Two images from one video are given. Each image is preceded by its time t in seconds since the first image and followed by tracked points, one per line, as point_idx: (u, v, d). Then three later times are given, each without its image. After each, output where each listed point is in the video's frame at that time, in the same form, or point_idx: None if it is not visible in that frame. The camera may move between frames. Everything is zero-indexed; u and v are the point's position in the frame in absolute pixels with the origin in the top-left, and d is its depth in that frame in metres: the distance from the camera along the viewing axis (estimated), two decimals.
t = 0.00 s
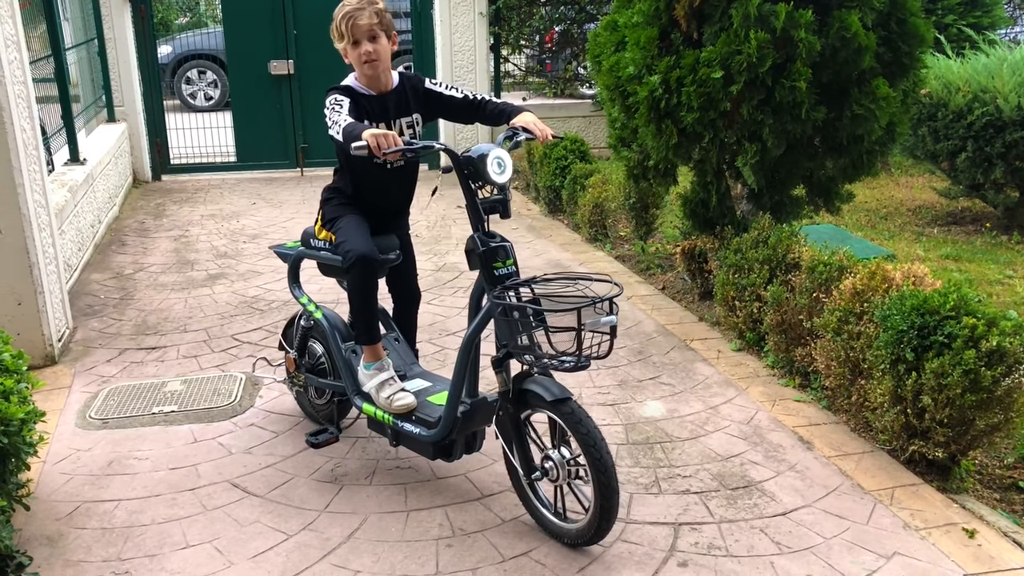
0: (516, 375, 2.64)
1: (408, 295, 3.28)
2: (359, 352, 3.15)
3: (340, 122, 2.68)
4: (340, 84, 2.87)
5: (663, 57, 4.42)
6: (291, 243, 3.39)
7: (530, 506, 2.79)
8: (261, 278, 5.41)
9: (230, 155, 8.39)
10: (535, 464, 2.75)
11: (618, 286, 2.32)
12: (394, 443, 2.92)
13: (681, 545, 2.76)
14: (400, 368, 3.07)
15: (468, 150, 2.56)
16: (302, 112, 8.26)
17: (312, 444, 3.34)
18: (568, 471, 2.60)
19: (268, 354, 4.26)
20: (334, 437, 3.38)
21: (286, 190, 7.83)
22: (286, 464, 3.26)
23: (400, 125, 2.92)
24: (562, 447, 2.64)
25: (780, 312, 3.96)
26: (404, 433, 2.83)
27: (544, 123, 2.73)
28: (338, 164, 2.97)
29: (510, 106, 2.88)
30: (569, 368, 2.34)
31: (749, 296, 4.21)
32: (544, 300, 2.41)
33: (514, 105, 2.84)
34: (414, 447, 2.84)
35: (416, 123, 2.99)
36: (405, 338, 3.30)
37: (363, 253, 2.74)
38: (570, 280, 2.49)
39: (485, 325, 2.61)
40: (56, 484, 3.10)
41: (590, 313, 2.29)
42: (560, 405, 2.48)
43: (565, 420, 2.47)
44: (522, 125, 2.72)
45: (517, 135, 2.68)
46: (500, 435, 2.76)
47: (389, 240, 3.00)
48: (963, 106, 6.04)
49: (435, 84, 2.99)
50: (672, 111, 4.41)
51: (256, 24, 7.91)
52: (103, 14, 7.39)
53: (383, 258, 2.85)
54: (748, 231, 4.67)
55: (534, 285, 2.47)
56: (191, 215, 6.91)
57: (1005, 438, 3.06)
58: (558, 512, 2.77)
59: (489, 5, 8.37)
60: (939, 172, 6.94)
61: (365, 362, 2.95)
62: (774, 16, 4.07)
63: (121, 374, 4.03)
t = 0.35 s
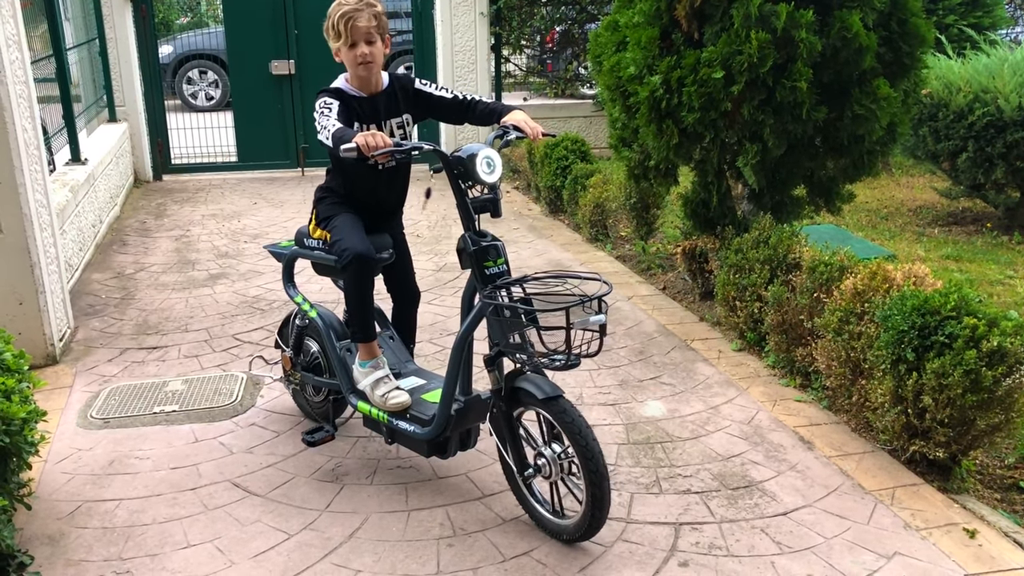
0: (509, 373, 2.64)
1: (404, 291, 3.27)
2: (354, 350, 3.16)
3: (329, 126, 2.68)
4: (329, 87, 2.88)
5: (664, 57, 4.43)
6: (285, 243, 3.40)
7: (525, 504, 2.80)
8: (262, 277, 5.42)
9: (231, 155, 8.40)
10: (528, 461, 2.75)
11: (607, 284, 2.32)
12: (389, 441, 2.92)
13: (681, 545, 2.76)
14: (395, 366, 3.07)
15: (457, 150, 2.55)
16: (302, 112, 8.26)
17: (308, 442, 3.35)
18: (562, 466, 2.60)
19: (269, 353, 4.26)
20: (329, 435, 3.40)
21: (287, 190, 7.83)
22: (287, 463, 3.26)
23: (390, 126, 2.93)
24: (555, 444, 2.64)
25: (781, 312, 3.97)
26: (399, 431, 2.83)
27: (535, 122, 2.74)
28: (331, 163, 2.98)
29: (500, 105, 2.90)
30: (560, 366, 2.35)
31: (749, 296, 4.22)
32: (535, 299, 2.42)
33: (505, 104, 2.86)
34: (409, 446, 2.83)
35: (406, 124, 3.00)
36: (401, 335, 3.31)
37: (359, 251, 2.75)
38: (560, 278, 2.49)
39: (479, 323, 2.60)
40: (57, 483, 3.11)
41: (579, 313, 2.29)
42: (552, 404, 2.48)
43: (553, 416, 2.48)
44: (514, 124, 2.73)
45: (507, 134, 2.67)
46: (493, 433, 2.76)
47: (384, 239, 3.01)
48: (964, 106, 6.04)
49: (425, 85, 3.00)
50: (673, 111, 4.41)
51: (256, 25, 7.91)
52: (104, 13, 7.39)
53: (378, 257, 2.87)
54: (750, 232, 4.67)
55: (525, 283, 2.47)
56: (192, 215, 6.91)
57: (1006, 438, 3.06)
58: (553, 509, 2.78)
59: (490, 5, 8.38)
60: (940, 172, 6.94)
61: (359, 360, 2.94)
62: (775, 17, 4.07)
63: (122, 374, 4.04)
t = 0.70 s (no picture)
0: (510, 378, 2.64)
1: (405, 295, 3.28)
2: (355, 354, 3.17)
3: (332, 128, 2.67)
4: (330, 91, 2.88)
5: (666, 62, 4.44)
6: (286, 247, 3.41)
7: (527, 507, 2.80)
8: (265, 281, 5.42)
9: (234, 158, 8.43)
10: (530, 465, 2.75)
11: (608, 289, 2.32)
12: (391, 445, 2.92)
13: (684, 551, 2.76)
14: (396, 370, 3.08)
15: (460, 155, 2.56)
16: (305, 116, 8.27)
17: (310, 446, 3.36)
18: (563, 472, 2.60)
19: (271, 358, 4.27)
20: (332, 439, 3.41)
21: (290, 194, 7.85)
22: (289, 468, 3.26)
23: (389, 132, 2.94)
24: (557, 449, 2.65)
25: (783, 317, 3.96)
26: (401, 436, 2.83)
27: (537, 127, 2.73)
28: (328, 167, 2.98)
29: (502, 110, 2.89)
30: (562, 371, 2.35)
31: (751, 301, 4.22)
32: (536, 303, 2.42)
33: (506, 109, 2.86)
34: (411, 450, 2.83)
35: (406, 129, 3.01)
36: (402, 339, 3.31)
37: (356, 255, 2.76)
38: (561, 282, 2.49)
39: (481, 327, 2.59)
40: (59, 487, 3.11)
41: (581, 317, 2.28)
42: (555, 409, 2.49)
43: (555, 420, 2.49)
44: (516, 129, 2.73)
45: (509, 139, 2.69)
46: (495, 438, 2.76)
47: (384, 242, 3.01)
48: (966, 112, 6.04)
49: (424, 89, 2.99)
50: (676, 116, 4.42)
51: (259, 29, 7.93)
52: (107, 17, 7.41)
53: (377, 261, 2.86)
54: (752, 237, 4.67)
55: (527, 287, 2.47)
56: (195, 218, 6.92)
57: (1008, 444, 3.06)
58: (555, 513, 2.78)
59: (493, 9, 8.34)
60: (942, 177, 6.94)
61: (361, 365, 2.95)
62: (777, 22, 4.07)
63: (124, 378, 4.04)
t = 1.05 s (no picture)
0: (530, 395, 2.62)
1: (424, 306, 3.27)
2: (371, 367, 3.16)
3: (348, 134, 2.67)
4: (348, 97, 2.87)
5: (670, 71, 4.45)
6: (302, 258, 3.41)
7: (547, 527, 2.75)
8: (268, 288, 5.43)
9: (237, 165, 8.43)
10: (551, 483, 2.71)
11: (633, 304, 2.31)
12: (407, 461, 2.91)
13: (686, 559, 2.76)
14: (413, 384, 3.07)
15: (480, 166, 2.55)
16: (309, 122, 8.29)
17: (324, 462, 3.23)
18: (586, 491, 2.56)
19: (274, 364, 4.27)
20: (348, 454, 3.27)
21: (293, 200, 7.86)
22: (292, 475, 3.26)
23: (408, 140, 2.94)
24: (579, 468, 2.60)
25: (786, 325, 3.96)
26: (418, 452, 2.83)
27: (558, 137, 2.73)
28: (345, 179, 2.96)
29: (523, 119, 2.91)
30: (585, 388, 2.33)
31: (754, 309, 4.22)
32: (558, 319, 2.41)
33: (528, 117, 2.88)
34: (427, 466, 2.83)
35: (424, 138, 3.01)
36: (418, 351, 3.31)
37: (374, 269, 2.74)
38: (583, 296, 2.48)
39: (499, 343, 2.58)
40: (62, 494, 3.11)
41: (605, 333, 2.28)
42: (578, 426, 2.45)
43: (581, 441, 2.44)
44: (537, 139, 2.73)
45: (530, 149, 2.69)
46: (515, 454, 2.72)
47: (402, 253, 2.99)
48: (969, 120, 6.04)
49: (442, 98, 3.02)
50: (679, 124, 4.42)
51: (264, 35, 7.96)
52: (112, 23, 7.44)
53: (394, 274, 2.85)
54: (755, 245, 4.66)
55: (549, 300, 2.46)
56: (199, 224, 6.94)
57: (1012, 453, 3.06)
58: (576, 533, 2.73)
59: (497, 17, 8.35)
60: (944, 186, 6.95)
61: (375, 381, 2.94)
62: (780, 31, 4.08)
63: (127, 384, 4.04)
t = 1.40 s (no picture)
0: (545, 408, 2.59)
1: (436, 320, 3.24)
2: (382, 379, 3.14)
3: (357, 147, 2.66)
4: (357, 110, 2.87)
5: (670, 77, 4.46)
6: (312, 267, 3.40)
7: (559, 542, 2.73)
8: (269, 294, 5.43)
9: (238, 172, 8.52)
10: (565, 498, 2.70)
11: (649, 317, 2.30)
12: (419, 474, 2.89)
13: (687, 566, 2.75)
14: (425, 396, 3.06)
15: (494, 175, 2.54)
16: (309, 127, 8.30)
17: (334, 474, 3.22)
18: (600, 508, 2.54)
19: (274, 371, 4.27)
20: (357, 466, 3.26)
21: (294, 206, 7.87)
22: (292, 482, 3.26)
23: (419, 151, 2.94)
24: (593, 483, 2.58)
25: (787, 331, 3.95)
26: (429, 465, 2.81)
27: (574, 145, 2.74)
28: (356, 190, 2.97)
29: (536, 127, 2.93)
30: (602, 402, 2.32)
31: (755, 315, 4.21)
32: (573, 331, 2.40)
33: (542, 125, 2.88)
34: (439, 479, 2.81)
35: (435, 148, 3.01)
36: (430, 362, 3.30)
37: (384, 279, 2.74)
38: (597, 308, 2.48)
39: (513, 355, 2.57)
40: (62, 500, 3.11)
41: (621, 346, 2.27)
42: (593, 441, 2.44)
43: (597, 457, 2.43)
44: (553, 148, 2.72)
45: (546, 158, 2.66)
46: (528, 468, 2.71)
47: (414, 263, 2.97)
48: (970, 126, 6.04)
49: (453, 107, 3.00)
50: (679, 130, 4.43)
51: (266, 42, 7.97)
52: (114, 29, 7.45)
53: (405, 284, 2.84)
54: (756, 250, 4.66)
55: (565, 312, 2.45)
56: (199, 230, 6.94)
57: (1013, 460, 3.05)
58: (588, 548, 2.71)
59: (498, 23, 8.35)
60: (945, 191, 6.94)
61: (387, 392, 2.93)
62: (780, 37, 4.09)
63: (128, 391, 4.04)
